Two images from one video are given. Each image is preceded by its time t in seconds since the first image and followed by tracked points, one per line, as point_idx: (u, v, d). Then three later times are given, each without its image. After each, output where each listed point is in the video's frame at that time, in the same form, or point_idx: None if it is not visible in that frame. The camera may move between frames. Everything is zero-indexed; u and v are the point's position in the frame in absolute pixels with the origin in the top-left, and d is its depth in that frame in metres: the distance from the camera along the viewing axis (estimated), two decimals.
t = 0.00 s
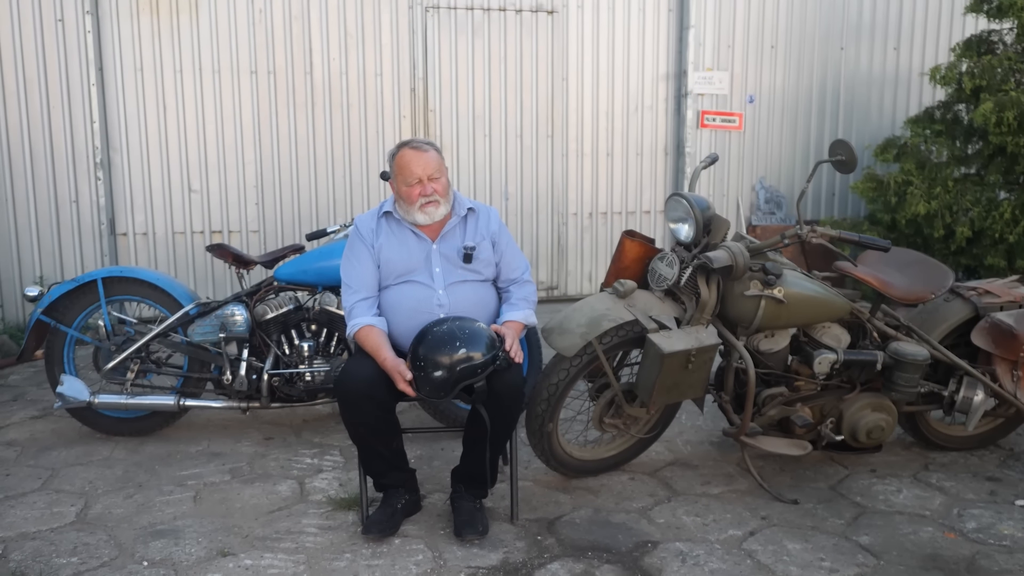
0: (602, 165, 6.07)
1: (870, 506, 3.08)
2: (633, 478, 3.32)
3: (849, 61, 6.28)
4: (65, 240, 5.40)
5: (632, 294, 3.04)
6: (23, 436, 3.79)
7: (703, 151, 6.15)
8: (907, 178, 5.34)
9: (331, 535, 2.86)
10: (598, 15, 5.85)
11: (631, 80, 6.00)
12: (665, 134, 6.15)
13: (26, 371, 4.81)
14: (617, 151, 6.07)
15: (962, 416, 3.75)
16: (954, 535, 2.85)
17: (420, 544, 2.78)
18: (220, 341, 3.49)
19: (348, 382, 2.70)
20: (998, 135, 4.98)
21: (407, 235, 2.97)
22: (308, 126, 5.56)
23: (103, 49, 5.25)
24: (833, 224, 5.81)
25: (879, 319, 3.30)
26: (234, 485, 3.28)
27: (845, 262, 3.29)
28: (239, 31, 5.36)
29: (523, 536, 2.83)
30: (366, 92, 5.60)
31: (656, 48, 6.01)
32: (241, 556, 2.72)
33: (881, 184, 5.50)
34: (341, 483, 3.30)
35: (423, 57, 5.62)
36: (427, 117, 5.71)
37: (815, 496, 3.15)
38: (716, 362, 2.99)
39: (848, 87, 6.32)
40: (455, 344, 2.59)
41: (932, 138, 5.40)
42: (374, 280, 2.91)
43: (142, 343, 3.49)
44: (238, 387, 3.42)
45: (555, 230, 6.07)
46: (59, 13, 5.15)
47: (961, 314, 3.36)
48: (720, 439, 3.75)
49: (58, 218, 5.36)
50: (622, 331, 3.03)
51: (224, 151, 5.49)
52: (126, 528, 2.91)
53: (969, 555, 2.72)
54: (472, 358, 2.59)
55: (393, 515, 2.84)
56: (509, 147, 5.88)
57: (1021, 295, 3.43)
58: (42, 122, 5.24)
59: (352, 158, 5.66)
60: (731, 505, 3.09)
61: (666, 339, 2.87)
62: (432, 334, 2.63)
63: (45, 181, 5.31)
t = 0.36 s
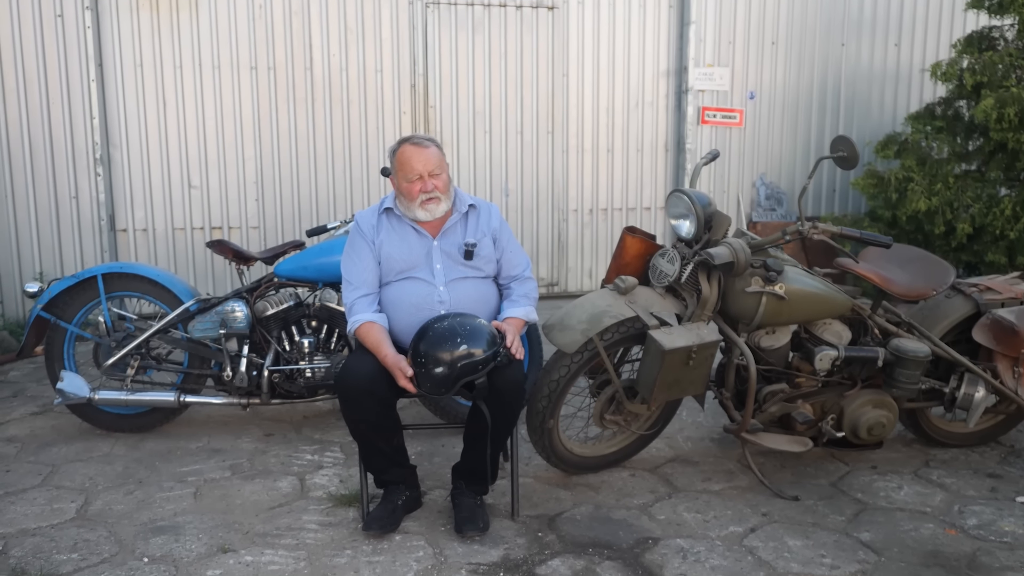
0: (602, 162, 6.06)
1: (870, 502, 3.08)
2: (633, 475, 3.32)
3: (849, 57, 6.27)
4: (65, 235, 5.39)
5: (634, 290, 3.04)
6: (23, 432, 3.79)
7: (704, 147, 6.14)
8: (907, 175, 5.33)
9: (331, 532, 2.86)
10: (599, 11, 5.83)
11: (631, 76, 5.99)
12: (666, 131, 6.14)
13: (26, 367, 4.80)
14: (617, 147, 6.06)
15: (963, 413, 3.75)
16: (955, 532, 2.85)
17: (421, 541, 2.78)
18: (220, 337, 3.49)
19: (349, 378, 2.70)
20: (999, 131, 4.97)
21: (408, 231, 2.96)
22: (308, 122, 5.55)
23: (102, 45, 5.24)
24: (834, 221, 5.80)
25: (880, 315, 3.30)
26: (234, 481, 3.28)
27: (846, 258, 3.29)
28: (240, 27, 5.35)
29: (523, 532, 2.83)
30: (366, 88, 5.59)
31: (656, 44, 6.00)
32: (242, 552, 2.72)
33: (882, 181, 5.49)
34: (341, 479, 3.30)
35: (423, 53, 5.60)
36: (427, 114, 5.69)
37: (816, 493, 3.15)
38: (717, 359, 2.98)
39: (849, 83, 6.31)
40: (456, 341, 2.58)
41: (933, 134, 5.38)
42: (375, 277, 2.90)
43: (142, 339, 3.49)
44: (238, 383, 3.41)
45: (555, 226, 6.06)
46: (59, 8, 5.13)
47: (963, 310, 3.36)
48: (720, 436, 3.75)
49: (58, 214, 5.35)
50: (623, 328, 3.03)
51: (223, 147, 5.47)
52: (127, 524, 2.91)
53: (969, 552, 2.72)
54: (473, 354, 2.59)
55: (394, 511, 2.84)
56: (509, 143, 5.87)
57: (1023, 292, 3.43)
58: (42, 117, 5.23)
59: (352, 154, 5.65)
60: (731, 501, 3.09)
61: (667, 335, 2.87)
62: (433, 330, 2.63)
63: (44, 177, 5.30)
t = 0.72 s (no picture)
0: (602, 159, 6.05)
1: (870, 500, 3.08)
2: (633, 472, 3.32)
3: (849, 54, 6.27)
4: (64, 232, 5.38)
5: (634, 288, 3.04)
6: (22, 429, 3.78)
7: (704, 145, 6.13)
8: (907, 173, 5.32)
9: (331, 529, 2.85)
10: (599, 8, 5.82)
11: (632, 73, 5.98)
12: (666, 128, 6.13)
13: (25, 363, 4.80)
14: (617, 145, 6.06)
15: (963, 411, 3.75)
16: (955, 530, 2.85)
17: (420, 538, 2.77)
18: (220, 334, 3.48)
19: (348, 375, 2.69)
20: (999, 129, 4.97)
21: (407, 229, 2.95)
22: (308, 119, 5.54)
23: (101, 41, 5.22)
24: (833, 219, 5.80)
25: (880, 313, 3.29)
26: (234, 479, 3.28)
27: (847, 256, 3.28)
28: (239, 24, 5.34)
29: (523, 530, 2.83)
30: (366, 85, 5.58)
31: (656, 41, 5.99)
32: (241, 549, 2.71)
33: (882, 178, 5.48)
34: (341, 477, 3.29)
35: (422, 50, 5.59)
36: (427, 111, 5.69)
37: (816, 491, 3.15)
38: (717, 356, 2.97)
39: (849, 81, 6.31)
40: (456, 338, 2.58)
41: (933, 132, 5.38)
42: (374, 274, 2.90)
43: (141, 336, 3.48)
44: (238, 379, 3.41)
45: (555, 224, 6.06)
46: (58, 4, 5.11)
47: (963, 308, 3.35)
48: (720, 433, 3.75)
49: (57, 211, 5.34)
50: (623, 325, 3.02)
51: (223, 143, 5.46)
52: (126, 521, 2.91)
53: (969, 550, 2.72)
54: (473, 352, 2.58)
55: (393, 509, 2.83)
56: (509, 140, 5.86)
57: (1023, 289, 3.43)
58: (41, 112, 5.21)
59: (351, 151, 5.64)
60: (731, 499, 3.09)
61: (667, 333, 2.86)
62: (432, 328, 2.62)
63: (43, 172, 5.28)
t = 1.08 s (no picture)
0: (602, 157, 6.05)
1: (870, 499, 3.08)
2: (632, 471, 3.32)
3: (849, 52, 6.26)
4: (64, 229, 5.38)
5: (633, 286, 3.03)
6: (22, 426, 3.78)
7: (704, 143, 6.12)
8: (907, 171, 5.31)
9: (330, 527, 2.85)
10: (599, 5, 5.81)
11: (632, 71, 5.97)
12: (666, 126, 6.13)
13: (25, 361, 4.80)
14: (617, 143, 6.05)
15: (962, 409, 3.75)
16: (954, 528, 2.85)
17: (419, 536, 2.77)
18: (219, 332, 3.48)
19: (348, 373, 2.69)
20: (999, 127, 4.96)
21: (407, 227, 2.95)
22: (308, 117, 5.53)
23: (101, 38, 5.22)
24: (833, 217, 5.79)
25: (880, 311, 3.29)
26: (233, 476, 3.28)
27: (847, 254, 3.28)
28: (239, 22, 5.33)
29: (522, 528, 2.83)
30: (365, 83, 5.57)
31: (656, 39, 5.98)
32: (241, 547, 2.71)
33: (882, 176, 5.47)
34: (340, 474, 3.29)
35: (422, 48, 5.59)
36: (427, 108, 5.68)
37: (815, 489, 3.15)
38: (717, 355, 2.97)
39: (849, 79, 6.30)
40: (456, 336, 2.58)
41: (933, 130, 5.37)
42: (374, 272, 2.89)
43: (141, 334, 3.48)
44: (238, 377, 3.41)
45: (554, 222, 6.05)
46: (57, 1, 5.11)
47: (963, 307, 3.35)
48: (720, 431, 3.75)
49: (56, 208, 5.34)
50: (622, 324, 3.02)
51: (222, 140, 5.46)
52: (126, 519, 2.91)
53: (969, 548, 2.72)
54: (473, 350, 2.58)
55: (393, 507, 2.83)
56: (508, 138, 5.86)
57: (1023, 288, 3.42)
58: (40, 108, 5.20)
59: (351, 148, 5.63)
60: (731, 497, 3.09)
61: (667, 331, 2.86)
62: (432, 325, 2.62)
63: (43, 169, 5.28)
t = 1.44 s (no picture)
0: (602, 154, 6.04)
1: (869, 496, 3.08)
2: (632, 468, 3.32)
3: (850, 49, 6.25)
4: (63, 225, 5.37)
5: (633, 283, 3.03)
6: (22, 423, 3.78)
7: (704, 140, 6.12)
8: (907, 168, 5.31)
9: (330, 524, 2.86)
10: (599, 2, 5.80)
11: (632, 68, 5.97)
12: (666, 123, 6.12)
13: (24, 357, 4.80)
14: (617, 140, 6.05)
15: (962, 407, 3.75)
16: (954, 526, 2.85)
17: (419, 533, 2.78)
18: (219, 329, 3.48)
19: (347, 371, 2.69)
20: (1000, 125, 4.96)
21: (406, 223, 2.95)
22: (307, 114, 5.53)
23: (101, 35, 5.21)
24: (833, 215, 5.78)
25: (879, 309, 3.29)
26: (233, 473, 3.28)
27: (847, 252, 3.28)
28: (238, 18, 5.32)
29: (522, 525, 2.83)
30: (365, 80, 5.56)
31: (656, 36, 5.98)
32: (240, 544, 2.72)
33: (882, 174, 5.47)
34: (340, 471, 3.29)
35: (422, 45, 5.58)
36: (427, 105, 5.68)
37: (815, 487, 3.15)
38: (716, 352, 2.97)
39: (849, 77, 6.29)
40: (455, 333, 2.57)
41: (933, 127, 5.37)
42: (373, 269, 2.89)
43: (140, 330, 3.48)
44: (237, 374, 3.41)
45: (554, 219, 6.05)
46: None
47: (962, 305, 3.35)
48: (719, 429, 3.75)
49: (56, 205, 5.33)
50: (622, 321, 3.02)
51: (222, 137, 5.45)
52: (125, 515, 2.91)
53: (968, 546, 2.72)
54: (472, 347, 2.58)
55: (392, 503, 2.84)
56: (508, 135, 5.85)
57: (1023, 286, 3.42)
58: (40, 104, 5.20)
59: (350, 145, 5.63)
60: (730, 495, 3.09)
61: (667, 329, 2.86)
62: (432, 323, 2.62)
63: (43, 165, 5.27)
